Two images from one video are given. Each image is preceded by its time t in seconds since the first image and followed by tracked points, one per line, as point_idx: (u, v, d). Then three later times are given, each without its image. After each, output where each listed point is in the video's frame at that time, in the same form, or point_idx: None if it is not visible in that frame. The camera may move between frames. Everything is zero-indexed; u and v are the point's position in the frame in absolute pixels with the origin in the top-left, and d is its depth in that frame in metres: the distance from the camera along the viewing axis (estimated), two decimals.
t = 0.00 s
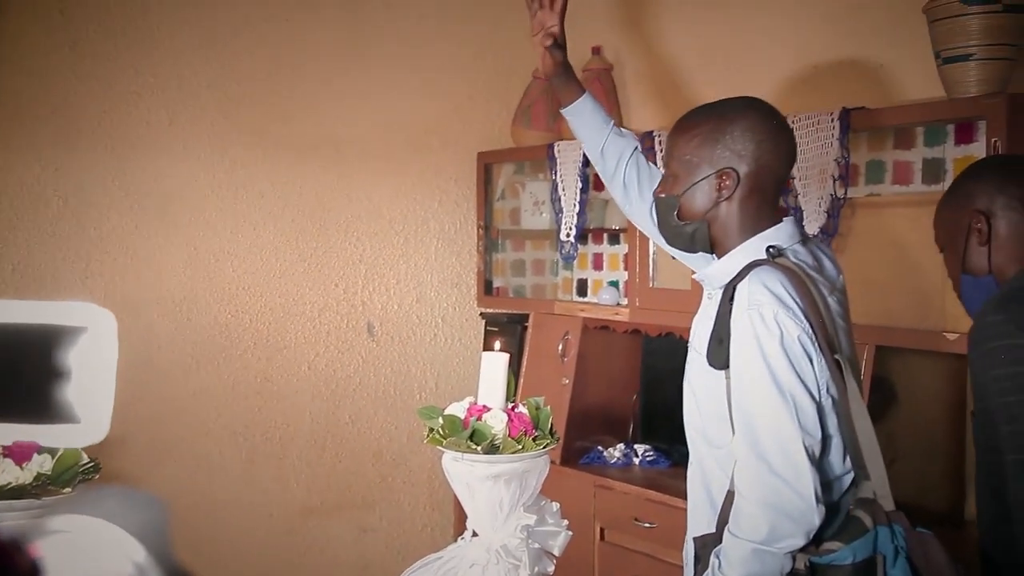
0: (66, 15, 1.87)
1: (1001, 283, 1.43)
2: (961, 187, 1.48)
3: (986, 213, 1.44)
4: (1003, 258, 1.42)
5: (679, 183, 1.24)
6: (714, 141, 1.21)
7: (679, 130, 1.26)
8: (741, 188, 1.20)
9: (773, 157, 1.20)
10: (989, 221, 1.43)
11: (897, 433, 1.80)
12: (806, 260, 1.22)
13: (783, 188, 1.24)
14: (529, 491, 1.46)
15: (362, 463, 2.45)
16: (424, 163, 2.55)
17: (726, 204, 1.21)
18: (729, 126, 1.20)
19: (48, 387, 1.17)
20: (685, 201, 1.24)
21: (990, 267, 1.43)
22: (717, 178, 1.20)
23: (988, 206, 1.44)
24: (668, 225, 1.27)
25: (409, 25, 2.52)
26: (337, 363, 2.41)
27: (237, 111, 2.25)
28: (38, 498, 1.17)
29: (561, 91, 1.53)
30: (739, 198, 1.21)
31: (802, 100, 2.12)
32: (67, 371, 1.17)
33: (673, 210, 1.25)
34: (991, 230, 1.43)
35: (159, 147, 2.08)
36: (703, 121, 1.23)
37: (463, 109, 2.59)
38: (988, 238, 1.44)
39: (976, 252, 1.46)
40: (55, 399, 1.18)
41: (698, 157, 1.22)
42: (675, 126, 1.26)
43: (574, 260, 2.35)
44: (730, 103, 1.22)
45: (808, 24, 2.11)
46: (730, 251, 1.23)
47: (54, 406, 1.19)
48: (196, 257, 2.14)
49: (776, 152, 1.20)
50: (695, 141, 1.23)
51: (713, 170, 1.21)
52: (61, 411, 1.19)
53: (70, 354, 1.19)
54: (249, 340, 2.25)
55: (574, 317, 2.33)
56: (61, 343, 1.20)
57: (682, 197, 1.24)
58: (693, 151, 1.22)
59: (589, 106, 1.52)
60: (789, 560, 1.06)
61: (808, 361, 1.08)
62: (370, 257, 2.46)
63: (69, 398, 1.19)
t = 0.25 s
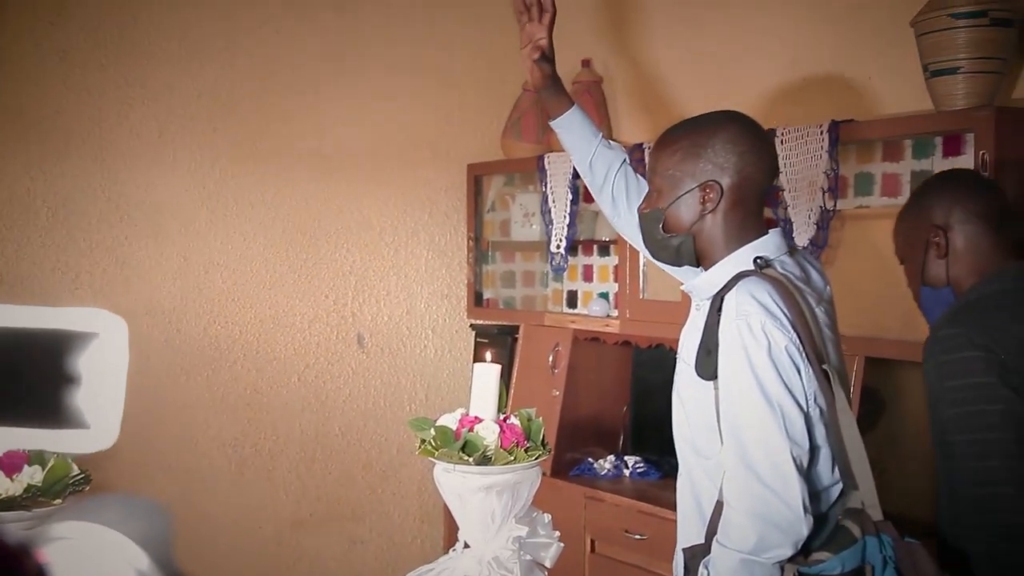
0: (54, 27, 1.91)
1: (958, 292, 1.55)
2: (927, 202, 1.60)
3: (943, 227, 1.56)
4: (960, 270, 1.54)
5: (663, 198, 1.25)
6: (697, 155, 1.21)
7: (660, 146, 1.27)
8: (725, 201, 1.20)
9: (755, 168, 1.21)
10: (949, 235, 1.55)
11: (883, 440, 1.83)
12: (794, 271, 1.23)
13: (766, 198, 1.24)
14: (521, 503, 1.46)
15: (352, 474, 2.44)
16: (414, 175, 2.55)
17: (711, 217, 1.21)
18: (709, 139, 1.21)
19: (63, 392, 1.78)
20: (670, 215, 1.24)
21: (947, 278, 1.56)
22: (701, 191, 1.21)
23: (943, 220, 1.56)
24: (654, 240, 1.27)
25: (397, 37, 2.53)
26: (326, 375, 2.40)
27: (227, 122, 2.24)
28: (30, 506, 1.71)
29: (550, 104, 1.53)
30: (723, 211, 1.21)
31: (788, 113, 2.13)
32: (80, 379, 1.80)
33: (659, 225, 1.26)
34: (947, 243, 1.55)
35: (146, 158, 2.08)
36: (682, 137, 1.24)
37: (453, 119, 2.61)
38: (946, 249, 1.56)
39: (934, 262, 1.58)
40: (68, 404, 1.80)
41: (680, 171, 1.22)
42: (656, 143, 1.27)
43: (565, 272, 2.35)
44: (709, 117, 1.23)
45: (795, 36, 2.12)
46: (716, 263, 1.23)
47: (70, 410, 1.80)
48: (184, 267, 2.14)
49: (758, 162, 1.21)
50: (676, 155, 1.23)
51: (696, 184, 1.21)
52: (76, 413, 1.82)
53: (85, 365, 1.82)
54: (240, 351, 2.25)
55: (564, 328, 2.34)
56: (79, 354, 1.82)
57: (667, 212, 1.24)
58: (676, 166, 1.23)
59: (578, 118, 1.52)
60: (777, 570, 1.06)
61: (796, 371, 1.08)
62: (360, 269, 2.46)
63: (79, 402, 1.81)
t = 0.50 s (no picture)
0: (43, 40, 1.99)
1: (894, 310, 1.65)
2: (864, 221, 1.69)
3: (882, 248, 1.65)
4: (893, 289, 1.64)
5: (651, 211, 1.25)
6: (682, 168, 1.22)
7: (646, 160, 1.27)
8: (712, 212, 1.21)
9: (741, 179, 1.21)
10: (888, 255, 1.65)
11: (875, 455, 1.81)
12: (784, 281, 1.23)
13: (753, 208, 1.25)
14: (511, 513, 1.46)
15: (341, 485, 2.42)
16: (405, 185, 2.54)
17: (699, 228, 1.22)
18: (695, 151, 1.22)
19: (68, 399, 1.92)
20: (659, 226, 1.24)
21: (884, 295, 1.65)
22: (688, 203, 1.21)
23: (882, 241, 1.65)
24: (643, 252, 1.27)
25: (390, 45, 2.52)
26: (315, 386, 2.39)
27: (213, 131, 2.24)
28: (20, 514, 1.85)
29: (543, 113, 1.53)
30: (711, 222, 1.21)
31: (783, 124, 2.13)
32: (82, 387, 1.94)
33: (648, 236, 1.26)
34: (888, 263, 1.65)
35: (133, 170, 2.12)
36: (668, 149, 1.24)
37: (445, 130, 2.57)
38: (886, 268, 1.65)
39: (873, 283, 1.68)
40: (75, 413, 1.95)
41: (666, 184, 1.23)
42: (642, 156, 1.27)
43: (555, 282, 2.35)
44: (694, 128, 1.23)
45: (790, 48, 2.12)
46: (705, 275, 1.23)
47: (72, 417, 1.93)
48: (172, 277, 2.17)
49: (744, 174, 1.21)
50: (662, 168, 1.24)
51: (683, 196, 1.22)
52: (77, 421, 1.95)
53: (87, 371, 1.96)
54: (230, 360, 2.26)
55: (554, 338, 2.33)
56: (82, 361, 1.96)
57: (656, 224, 1.25)
58: (662, 179, 1.23)
59: (571, 128, 1.52)
60: None
61: (786, 381, 1.08)
62: (351, 278, 2.46)
63: (80, 410, 1.94)
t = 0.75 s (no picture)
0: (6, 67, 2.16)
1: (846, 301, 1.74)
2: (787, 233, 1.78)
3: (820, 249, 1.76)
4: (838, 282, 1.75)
5: (640, 221, 1.26)
6: (672, 178, 1.22)
7: (635, 170, 1.28)
8: (701, 223, 1.21)
9: (729, 190, 1.22)
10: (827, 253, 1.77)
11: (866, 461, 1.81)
12: (775, 292, 1.23)
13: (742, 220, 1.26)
14: (498, 524, 1.45)
15: (326, 496, 2.40)
16: (392, 192, 2.51)
17: (687, 240, 1.22)
18: (683, 162, 1.22)
19: (54, 406, 2.15)
20: (648, 237, 1.25)
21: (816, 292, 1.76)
22: (677, 214, 1.22)
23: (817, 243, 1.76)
24: (630, 260, 1.27)
25: (380, 52, 2.48)
26: (301, 396, 2.38)
27: (199, 144, 2.29)
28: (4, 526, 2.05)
29: (534, 122, 1.54)
30: (700, 233, 1.22)
31: (772, 136, 2.13)
32: (69, 395, 2.15)
33: (635, 246, 1.26)
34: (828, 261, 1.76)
35: (116, 189, 2.24)
36: (657, 160, 1.25)
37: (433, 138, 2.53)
38: (834, 263, 1.76)
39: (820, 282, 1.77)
40: (61, 421, 2.15)
41: (656, 195, 1.23)
42: (631, 167, 1.28)
43: (542, 293, 2.34)
44: (683, 140, 1.24)
45: (780, 61, 2.12)
46: (696, 285, 1.23)
47: (59, 426, 2.14)
48: (156, 288, 2.25)
49: (732, 185, 1.22)
50: (652, 178, 1.24)
51: (672, 207, 1.22)
52: (65, 429, 2.15)
53: (73, 380, 2.16)
54: (213, 369, 2.30)
55: (541, 349, 2.32)
56: (69, 370, 2.16)
57: (645, 234, 1.25)
58: (652, 189, 1.24)
59: (561, 139, 1.53)
60: None
61: (775, 393, 1.08)
62: (337, 288, 2.44)
63: (67, 418, 2.15)
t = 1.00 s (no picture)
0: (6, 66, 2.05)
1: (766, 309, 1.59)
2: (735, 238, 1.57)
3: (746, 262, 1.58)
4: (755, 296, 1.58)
5: (633, 228, 1.26)
6: (667, 187, 1.22)
7: (630, 180, 1.28)
8: (694, 233, 1.21)
9: (724, 201, 1.21)
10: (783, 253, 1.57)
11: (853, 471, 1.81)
12: (764, 305, 1.23)
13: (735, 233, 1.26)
14: (485, 536, 1.45)
15: (309, 509, 2.39)
16: (377, 205, 2.53)
17: (680, 249, 1.22)
18: (679, 172, 1.22)
19: (47, 418, 2.08)
20: (640, 245, 1.25)
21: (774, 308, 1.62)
22: (671, 223, 1.21)
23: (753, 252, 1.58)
24: (622, 269, 1.27)
25: (363, 66, 2.51)
26: (286, 408, 2.37)
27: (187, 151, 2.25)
28: None
29: (525, 133, 1.53)
30: (693, 242, 1.21)
31: (758, 148, 2.13)
32: (61, 406, 2.08)
33: (628, 254, 1.26)
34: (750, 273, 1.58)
35: (105, 197, 2.16)
36: (652, 168, 1.24)
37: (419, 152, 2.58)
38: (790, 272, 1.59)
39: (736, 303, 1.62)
40: (53, 432, 2.08)
41: (651, 203, 1.23)
42: (625, 175, 1.28)
43: (528, 304, 2.35)
44: (678, 150, 1.24)
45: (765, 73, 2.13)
46: (686, 297, 1.22)
47: (52, 437, 2.07)
48: (144, 296, 2.19)
49: (726, 196, 1.22)
50: (647, 186, 1.24)
51: (666, 216, 1.22)
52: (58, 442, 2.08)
53: (66, 390, 2.09)
54: (198, 381, 2.25)
55: (527, 361, 2.32)
56: (62, 379, 2.09)
57: (637, 242, 1.25)
58: (646, 198, 1.24)
59: (550, 150, 1.53)
60: None
61: (766, 405, 1.08)
62: (322, 299, 2.43)
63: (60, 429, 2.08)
